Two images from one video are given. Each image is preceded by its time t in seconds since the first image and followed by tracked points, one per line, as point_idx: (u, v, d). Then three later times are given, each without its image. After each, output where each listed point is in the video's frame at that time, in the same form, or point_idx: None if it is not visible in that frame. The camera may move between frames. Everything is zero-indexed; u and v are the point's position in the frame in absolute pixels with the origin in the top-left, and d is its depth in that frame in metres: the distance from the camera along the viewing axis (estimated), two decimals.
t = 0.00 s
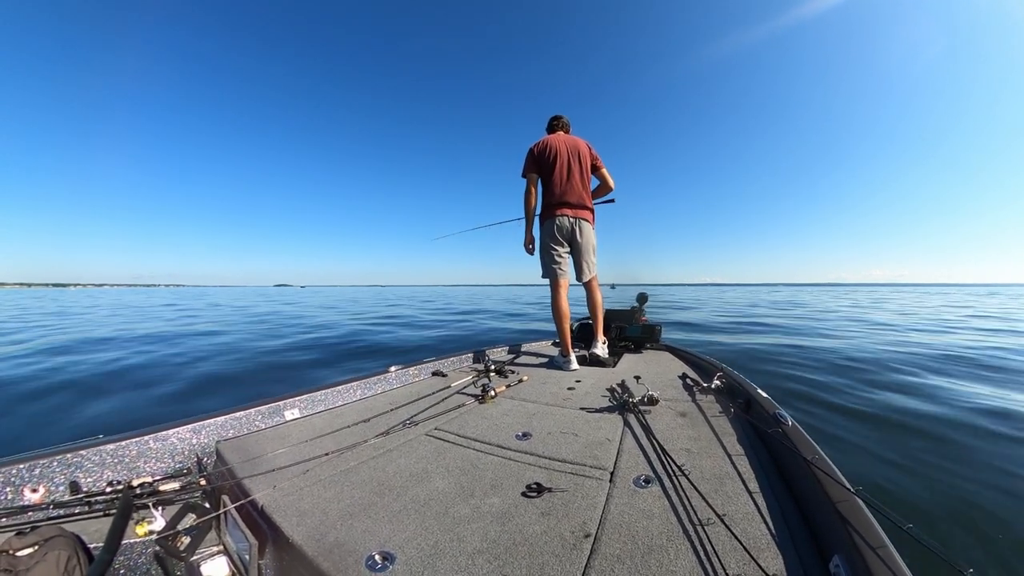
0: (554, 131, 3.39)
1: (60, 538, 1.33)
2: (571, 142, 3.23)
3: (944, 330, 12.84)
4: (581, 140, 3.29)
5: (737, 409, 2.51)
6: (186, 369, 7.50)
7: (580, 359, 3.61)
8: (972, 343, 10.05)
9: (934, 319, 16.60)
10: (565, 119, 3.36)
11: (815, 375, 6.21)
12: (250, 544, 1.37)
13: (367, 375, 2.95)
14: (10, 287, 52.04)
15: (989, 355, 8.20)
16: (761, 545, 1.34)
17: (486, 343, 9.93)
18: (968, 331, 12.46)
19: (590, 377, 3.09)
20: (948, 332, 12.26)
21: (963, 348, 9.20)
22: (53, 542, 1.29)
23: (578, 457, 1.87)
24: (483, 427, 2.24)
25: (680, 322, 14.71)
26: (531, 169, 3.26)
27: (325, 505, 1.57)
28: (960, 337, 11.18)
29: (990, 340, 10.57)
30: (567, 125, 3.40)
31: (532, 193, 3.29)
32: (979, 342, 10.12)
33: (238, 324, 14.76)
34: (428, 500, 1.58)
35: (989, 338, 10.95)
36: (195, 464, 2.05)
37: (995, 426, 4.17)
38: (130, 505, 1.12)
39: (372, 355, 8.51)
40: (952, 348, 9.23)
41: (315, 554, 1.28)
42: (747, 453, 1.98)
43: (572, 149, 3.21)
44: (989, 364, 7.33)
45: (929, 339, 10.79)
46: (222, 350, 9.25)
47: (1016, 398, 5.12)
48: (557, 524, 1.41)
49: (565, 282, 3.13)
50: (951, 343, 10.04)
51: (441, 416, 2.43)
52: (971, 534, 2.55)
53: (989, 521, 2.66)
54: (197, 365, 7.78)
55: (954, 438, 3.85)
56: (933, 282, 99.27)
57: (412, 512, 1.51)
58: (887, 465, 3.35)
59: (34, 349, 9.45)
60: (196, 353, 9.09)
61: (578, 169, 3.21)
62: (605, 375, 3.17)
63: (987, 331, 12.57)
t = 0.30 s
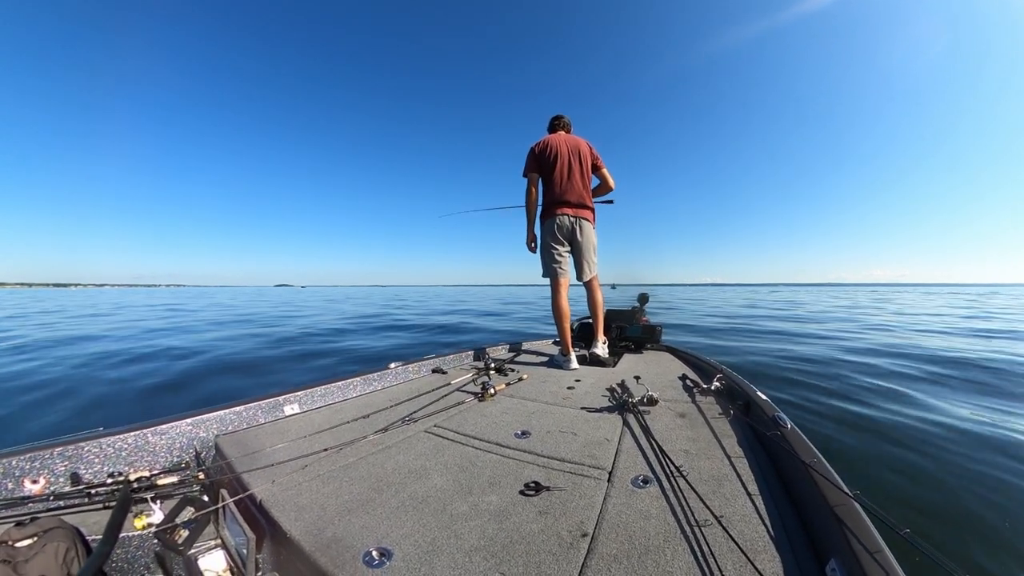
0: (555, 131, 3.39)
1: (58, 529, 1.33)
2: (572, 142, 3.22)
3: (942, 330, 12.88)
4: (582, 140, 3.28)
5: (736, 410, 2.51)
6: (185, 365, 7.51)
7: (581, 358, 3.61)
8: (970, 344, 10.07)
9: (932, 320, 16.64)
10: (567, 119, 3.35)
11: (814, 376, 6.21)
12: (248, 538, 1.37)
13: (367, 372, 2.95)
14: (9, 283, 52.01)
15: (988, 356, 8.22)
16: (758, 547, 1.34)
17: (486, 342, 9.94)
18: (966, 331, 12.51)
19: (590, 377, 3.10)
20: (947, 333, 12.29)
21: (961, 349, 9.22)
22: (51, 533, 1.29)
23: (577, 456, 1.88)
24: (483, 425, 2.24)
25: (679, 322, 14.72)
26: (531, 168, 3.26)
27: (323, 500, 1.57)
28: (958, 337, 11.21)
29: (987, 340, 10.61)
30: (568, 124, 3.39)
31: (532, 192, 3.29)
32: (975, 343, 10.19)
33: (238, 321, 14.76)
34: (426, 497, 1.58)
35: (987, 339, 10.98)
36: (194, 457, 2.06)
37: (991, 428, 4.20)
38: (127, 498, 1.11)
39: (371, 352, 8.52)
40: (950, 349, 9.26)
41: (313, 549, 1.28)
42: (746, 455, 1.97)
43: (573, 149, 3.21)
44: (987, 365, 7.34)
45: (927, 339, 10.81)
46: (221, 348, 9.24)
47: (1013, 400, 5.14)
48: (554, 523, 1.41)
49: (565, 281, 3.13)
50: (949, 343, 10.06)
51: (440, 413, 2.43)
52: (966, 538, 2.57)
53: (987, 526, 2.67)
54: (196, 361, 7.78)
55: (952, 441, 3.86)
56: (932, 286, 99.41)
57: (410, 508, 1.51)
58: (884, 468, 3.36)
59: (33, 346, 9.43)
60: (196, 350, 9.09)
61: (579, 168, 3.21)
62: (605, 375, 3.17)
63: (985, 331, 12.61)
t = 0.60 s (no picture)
0: (557, 131, 3.39)
1: (60, 529, 1.33)
2: (574, 143, 3.22)
3: (943, 330, 12.86)
4: (584, 140, 3.28)
5: (738, 411, 2.51)
6: (187, 365, 7.51)
7: (582, 359, 3.60)
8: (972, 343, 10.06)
9: (933, 320, 16.61)
10: (569, 119, 3.35)
11: (815, 377, 6.20)
12: (249, 539, 1.37)
13: (368, 373, 2.95)
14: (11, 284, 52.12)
15: (989, 356, 8.20)
16: (759, 548, 1.34)
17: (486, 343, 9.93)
18: (967, 331, 12.51)
19: (591, 378, 3.09)
20: (948, 332, 12.28)
21: (962, 348, 9.20)
22: (53, 533, 1.30)
23: (578, 457, 1.87)
24: (484, 426, 2.24)
25: (680, 322, 14.69)
26: (534, 168, 3.26)
27: (324, 501, 1.57)
28: (959, 337, 11.20)
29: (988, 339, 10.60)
30: (570, 125, 3.40)
31: (534, 193, 3.29)
32: (977, 343, 10.18)
33: (238, 322, 14.75)
34: (427, 498, 1.58)
35: (988, 338, 10.97)
36: (195, 458, 2.06)
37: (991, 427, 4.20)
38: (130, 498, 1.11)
39: (372, 353, 8.51)
40: (951, 348, 9.24)
41: (314, 550, 1.28)
42: (747, 456, 1.97)
43: (575, 149, 3.21)
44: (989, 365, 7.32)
45: (928, 339, 10.80)
46: (222, 348, 9.23)
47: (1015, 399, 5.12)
48: (556, 524, 1.41)
49: (567, 282, 3.12)
50: (951, 343, 10.04)
51: (442, 414, 2.43)
52: (968, 538, 2.56)
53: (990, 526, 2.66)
54: (197, 362, 7.79)
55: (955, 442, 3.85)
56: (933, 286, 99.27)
57: (412, 509, 1.51)
58: (887, 469, 3.35)
59: (34, 347, 9.43)
60: (196, 350, 9.08)
61: (581, 169, 3.21)
62: (607, 375, 3.17)
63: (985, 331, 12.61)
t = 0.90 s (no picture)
0: (562, 133, 3.39)
1: (64, 539, 1.33)
2: (579, 144, 3.22)
3: (946, 330, 12.84)
4: (589, 142, 3.28)
5: (743, 411, 2.50)
6: (190, 368, 7.52)
7: (585, 361, 3.60)
8: (975, 343, 10.03)
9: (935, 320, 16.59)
10: (574, 121, 3.36)
11: (819, 376, 6.19)
12: (254, 546, 1.37)
13: (372, 379, 2.94)
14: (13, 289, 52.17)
15: (993, 355, 8.18)
16: (767, 548, 1.33)
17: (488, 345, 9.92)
18: (969, 331, 12.49)
19: (595, 380, 3.08)
20: (951, 332, 12.25)
21: (966, 348, 9.18)
22: (57, 542, 1.29)
23: (583, 460, 1.87)
24: (488, 430, 2.24)
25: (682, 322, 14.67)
26: (538, 170, 3.26)
27: (329, 508, 1.57)
28: (962, 337, 11.18)
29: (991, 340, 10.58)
30: (575, 127, 3.40)
31: (539, 194, 3.29)
32: (980, 342, 10.16)
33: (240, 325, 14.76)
34: (432, 504, 1.57)
35: (991, 338, 10.95)
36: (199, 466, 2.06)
37: (997, 426, 4.18)
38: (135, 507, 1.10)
39: (374, 357, 8.50)
40: (955, 348, 9.22)
41: (319, 557, 1.28)
42: (752, 456, 1.96)
43: (580, 150, 3.21)
44: (993, 364, 7.30)
45: (931, 339, 10.78)
46: (224, 351, 9.22)
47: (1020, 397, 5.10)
48: (562, 527, 1.40)
49: (571, 284, 3.12)
50: (954, 343, 10.02)
51: (446, 419, 2.42)
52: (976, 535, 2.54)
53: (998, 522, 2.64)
54: (199, 365, 7.80)
55: (960, 440, 3.83)
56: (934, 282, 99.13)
57: (417, 515, 1.51)
58: (893, 468, 3.32)
59: (37, 349, 9.46)
60: (198, 353, 9.07)
61: (586, 170, 3.21)
62: (610, 378, 3.16)
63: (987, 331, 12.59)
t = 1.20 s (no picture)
0: (567, 133, 3.39)
1: (68, 545, 1.32)
2: (584, 145, 3.22)
3: (946, 331, 12.86)
4: (594, 143, 3.28)
5: (746, 410, 2.49)
6: (191, 368, 7.50)
7: (588, 363, 3.59)
8: (976, 343, 10.05)
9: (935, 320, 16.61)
10: (579, 121, 3.36)
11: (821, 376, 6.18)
12: (258, 551, 1.37)
13: (374, 383, 2.94)
14: (14, 293, 52.15)
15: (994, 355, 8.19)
16: (772, 548, 1.32)
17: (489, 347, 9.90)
18: (969, 332, 12.52)
19: (598, 382, 3.08)
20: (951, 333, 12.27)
21: (966, 348, 9.19)
22: (61, 549, 1.28)
23: (587, 462, 1.87)
24: (492, 433, 2.23)
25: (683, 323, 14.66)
26: (543, 170, 3.26)
27: (333, 512, 1.56)
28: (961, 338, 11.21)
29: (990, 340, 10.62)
30: (580, 127, 3.40)
31: (543, 195, 3.29)
32: (980, 343, 10.17)
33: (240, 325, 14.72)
34: (436, 507, 1.57)
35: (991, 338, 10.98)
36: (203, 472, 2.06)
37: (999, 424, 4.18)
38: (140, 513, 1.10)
39: (375, 358, 8.47)
40: (956, 348, 9.23)
41: (324, 561, 1.28)
42: (756, 455, 1.96)
43: (585, 151, 3.21)
44: (994, 364, 7.30)
45: (931, 339, 10.80)
46: (224, 351, 9.19)
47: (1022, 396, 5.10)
48: (566, 529, 1.40)
49: (574, 285, 3.12)
50: (954, 343, 10.04)
51: (449, 422, 2.42)
52: (981, 531, 2.53)
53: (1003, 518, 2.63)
54: (199, 365, 7.78)
55: (963, 438, 3.82)
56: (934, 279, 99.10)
57: (421, 519, 1.51)
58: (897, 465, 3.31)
59: (38, 348, 9.42)
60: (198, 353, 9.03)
61: (591, 171, 3.21)
62: (613, 379, 3.15)
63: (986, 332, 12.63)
